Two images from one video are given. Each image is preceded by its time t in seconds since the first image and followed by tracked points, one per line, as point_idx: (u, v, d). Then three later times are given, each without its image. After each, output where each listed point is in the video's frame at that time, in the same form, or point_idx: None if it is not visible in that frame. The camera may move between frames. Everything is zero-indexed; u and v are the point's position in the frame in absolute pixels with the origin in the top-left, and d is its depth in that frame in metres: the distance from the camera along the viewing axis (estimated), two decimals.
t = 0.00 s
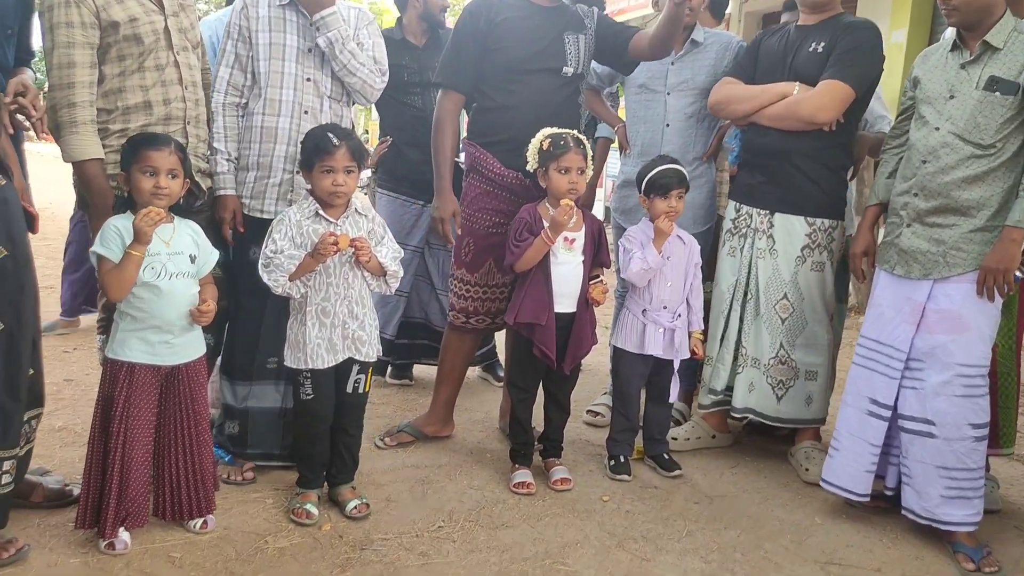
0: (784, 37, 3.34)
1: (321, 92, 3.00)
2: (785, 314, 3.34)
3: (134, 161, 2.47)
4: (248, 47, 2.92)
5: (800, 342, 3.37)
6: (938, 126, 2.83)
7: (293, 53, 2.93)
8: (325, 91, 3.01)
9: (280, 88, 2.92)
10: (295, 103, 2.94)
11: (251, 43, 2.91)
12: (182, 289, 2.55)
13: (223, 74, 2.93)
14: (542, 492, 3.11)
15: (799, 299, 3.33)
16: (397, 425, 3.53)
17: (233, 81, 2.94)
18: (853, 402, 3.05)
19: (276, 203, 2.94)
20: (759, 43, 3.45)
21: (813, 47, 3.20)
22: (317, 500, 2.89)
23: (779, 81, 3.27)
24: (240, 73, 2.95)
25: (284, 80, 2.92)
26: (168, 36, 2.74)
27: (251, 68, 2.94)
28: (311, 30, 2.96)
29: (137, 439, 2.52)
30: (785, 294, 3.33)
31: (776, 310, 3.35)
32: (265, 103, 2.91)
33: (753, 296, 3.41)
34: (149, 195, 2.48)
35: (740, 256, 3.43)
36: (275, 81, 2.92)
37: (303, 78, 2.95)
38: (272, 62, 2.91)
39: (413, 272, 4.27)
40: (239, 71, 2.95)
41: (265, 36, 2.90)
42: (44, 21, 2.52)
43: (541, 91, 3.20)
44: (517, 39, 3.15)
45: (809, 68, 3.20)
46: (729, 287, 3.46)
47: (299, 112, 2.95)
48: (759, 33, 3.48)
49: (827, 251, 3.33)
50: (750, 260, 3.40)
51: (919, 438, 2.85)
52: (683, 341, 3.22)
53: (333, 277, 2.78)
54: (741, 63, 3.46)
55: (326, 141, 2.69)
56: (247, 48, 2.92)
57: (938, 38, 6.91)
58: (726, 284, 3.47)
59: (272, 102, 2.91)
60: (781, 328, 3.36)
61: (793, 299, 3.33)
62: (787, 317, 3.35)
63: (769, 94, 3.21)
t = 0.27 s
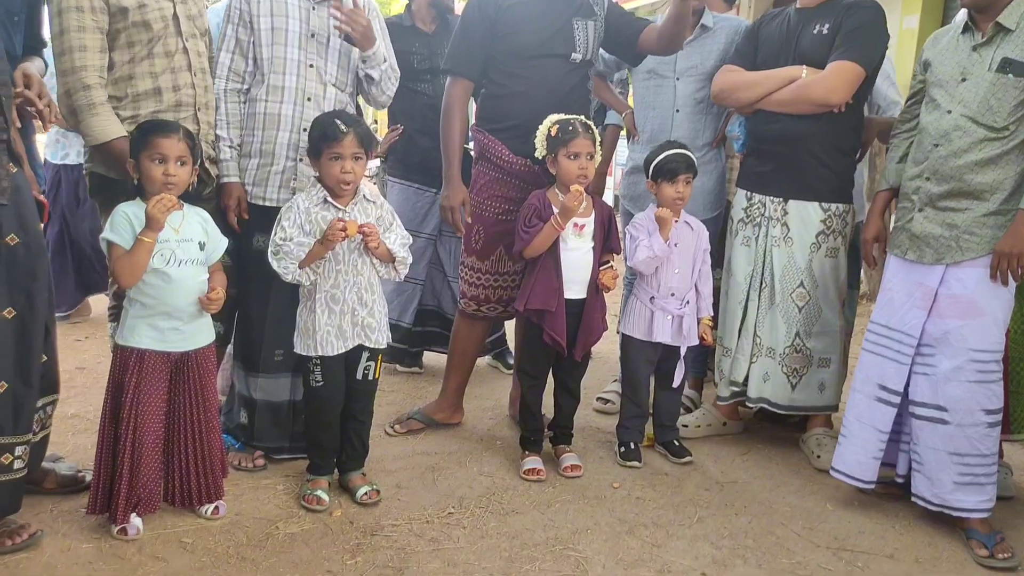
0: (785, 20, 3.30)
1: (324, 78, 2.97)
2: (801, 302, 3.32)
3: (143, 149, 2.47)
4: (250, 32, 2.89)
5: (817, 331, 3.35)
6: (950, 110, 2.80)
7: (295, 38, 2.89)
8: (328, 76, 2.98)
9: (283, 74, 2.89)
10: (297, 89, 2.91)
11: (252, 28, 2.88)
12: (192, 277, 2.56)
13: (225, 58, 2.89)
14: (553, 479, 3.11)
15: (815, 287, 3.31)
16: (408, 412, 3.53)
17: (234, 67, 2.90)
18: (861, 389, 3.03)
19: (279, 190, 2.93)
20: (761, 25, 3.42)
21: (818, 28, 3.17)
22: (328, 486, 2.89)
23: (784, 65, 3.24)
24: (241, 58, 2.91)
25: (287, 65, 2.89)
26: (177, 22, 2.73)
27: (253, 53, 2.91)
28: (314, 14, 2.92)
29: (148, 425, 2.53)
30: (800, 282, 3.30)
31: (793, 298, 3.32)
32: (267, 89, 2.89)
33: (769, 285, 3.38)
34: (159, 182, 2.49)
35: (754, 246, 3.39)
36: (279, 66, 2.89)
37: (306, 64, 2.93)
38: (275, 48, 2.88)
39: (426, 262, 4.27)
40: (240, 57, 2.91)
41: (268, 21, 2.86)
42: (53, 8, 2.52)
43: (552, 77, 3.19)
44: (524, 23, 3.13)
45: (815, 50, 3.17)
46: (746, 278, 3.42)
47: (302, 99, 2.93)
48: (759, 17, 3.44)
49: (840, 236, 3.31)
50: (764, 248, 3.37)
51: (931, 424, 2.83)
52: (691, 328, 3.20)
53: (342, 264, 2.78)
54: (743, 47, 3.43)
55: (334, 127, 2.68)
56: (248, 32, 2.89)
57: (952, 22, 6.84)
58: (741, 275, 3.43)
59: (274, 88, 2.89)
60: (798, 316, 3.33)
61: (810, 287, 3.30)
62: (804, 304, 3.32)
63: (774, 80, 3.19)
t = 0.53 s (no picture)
0: None
1: (348, 63, 2.98)
2: (827, 286, 3.28)
3: (170, 131, 2.50)
4: (276, 13, 2.89)
5: (844, 316, 3.30)
6: (983, 89, 2.75)
7: (321, 21, 2.90)
8: (352, 62, 2.99)
9: (309, 58, 2.90)
10: (321, 74, 2.92)
11: (278, 8, 2.88)
12: (219, 259, 2.58)
13: (251, 39, 2.89)
14: (577, 463, 3.10)
15: (842, 271, 3.27)
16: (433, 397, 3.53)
17: (258, 47, 2.91)
18: (891, 373, 2.96)
19: (300, 174, 2.95)
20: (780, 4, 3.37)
21: (846, 7, 3.13)
22: (354, 468, 2.91)
23: (810, 46, 3.21)
24: (266, 39, 2.91)
25: (312, 49, 2.90)
26: (204, 6, 2.76)
27: (278, 35, 2.91)
28: None
29: (176, 404, 2.56)
30: (827, 266, 3.26)
31: (818, 283, 3.29)
32: (291, 73, 2.91)
33: (795, 269, 3.33)
34: (186, 164, 2.51)
35: (780, 229, 3.35)
36: (303, 51, 2.90)
37: (331, 49, 2.93)
38: (301, 31, 2.89)
39: (453, 248, 4.28)
40: (264, 36, 2.92)
41: (293, 3, 2.87)
42: None
43: (574, 57, 3.17)
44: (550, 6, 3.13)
45: (843, 30, 3.14)
46: (772, 262, 3.37)
47: (326, 83, 2.93)
48: None
49: (868, 219, 3.26)
50: (790, 231, 3.33)
51: (962, 409, 2.77)
52: (717, 313, 3.16)
53: (367, 246, 2.78)
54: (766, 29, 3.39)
55: (357, 110, 2.68)
56: (273, 12, 2.89)
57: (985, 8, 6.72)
58: (768, 259, 3.38)
59: (299, 72, 2.90)
60: (824, 300, 3.30)
61: (836, 271, 3.26)
62: (830, 288, 3.28)
63: (803, 61, 3.15)
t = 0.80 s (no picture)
0: None
1: (379, 56, 2.98)
2: (862, 282, 3.24)
3: (206, 125, 2.49)
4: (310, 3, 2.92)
5: (878, 313, 3.25)
6: None
7: (352, 13, 2.90)
8: (382, 56, 2.99)
9: (338, 49, 2.91)
10: (351, 66, 2.94)
11: None
12: (254, 252, 2.59)
13: (282, 28, 2.91)
14: (609, 459, 3.07)
15: (879, 267, 3.22)
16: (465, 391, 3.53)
17: (292, 37, 2.92)
18: (931, 371, 2.88)
19: (327, 167, 2.96)
20: None
21: None
22: (387, 461, 2.91)
23: (848, 36, 3.15)
24: (298, 29, 2.93)
25: (342, 41, 2.91)
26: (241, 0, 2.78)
27: (308, 26, 2.93)
28: None
29: (211, 395, 2.57)
30: (862, 261, 3.22)
31: (853, 279, 3.24)
32: (321, 65, 2.93)
33: (828, 264, 3.28)
34: (221, 158, 2.51)
35: (814, 224, 3.28)
36: (333, 42, 2.91)
37: (361, 41, 2.93)
38: (332, 22, 2.90)
39: (487, 243, 4.28)
40: (297, 27, 2.93)
41: None
42: None
43: (608, 49, 3.14)
44: None
45: (883, 21, 3.08)
46: (804, 256, 3.30)
47: (356, 76, 2.95)
48: None
49: (906, 215, 3.21)
50: (827, 226, 3.27)
51: (1006, 408, 2.72)
52: (751, 309, 3.14)
53: (401, 239, 2.79)
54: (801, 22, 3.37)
55: (392, 105, 2.68)
56: (307, 4, 2.91)
57: None
58: (799, 254, 3.31)
59: (329, 63, 2.92)
60: (859, 297, 3.25)
61: (872, 267, 3.22)
62: (864, 285, 3.24)
63: (842, 52, 3.10)
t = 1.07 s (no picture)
0: None
1: (399, 59, 2.98)
2: (885, 284, 3.21)
3: (229, 126, 2.51)
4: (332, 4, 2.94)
5: (901, 314, 3.22)
6: None
7: (374, 15, 2.92)
8: (402, 58, 2.99)
9: (358, 51, 2.93)
10: (371, 68, 2.95)
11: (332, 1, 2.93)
12: (276, 252, 2.61)
13: (303, 29, 2.96)
14: (630, 461, 3.07)
15: (902, 268, 3.19)
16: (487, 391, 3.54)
17: (313, 38, 2.96)
18: (954, 374, 2.85)
19: (344, 167, 2.97)
20: None
21: None
22: (408, 461, 2.92)
23: (874, 35, 3.13)
24: (320, 31, 2.96)
25: (362, 43, 2.92)
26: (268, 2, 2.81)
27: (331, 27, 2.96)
28: None
29: (233, 393, 2.59)
30: (886, 262, 3.19)
31: (877, 281, 3.21)
32: (341, 67, 2.94)
33: (852, 264, 3.24)
34: (244, 159, 2.53)
35: (836, 224, 3.26)
36: (353, 44, 2.93)
37: (381, 43, 2.95)
38: (353, 24, 2.91)
39: (509, 243, 4.29)
40: (320, 28, 2.97)
41: None
42: None
43: (630, 48, 3.12)
44: None
45: (909, 19, 3.05)
46: (824, 257, 3.28)
47: (375, 78, 2.96)
48: None
49: (929, 217, 3.18)
50: (851, 228, 3.24)
51: None
52: (778, 311, 3.11)
53: (422, 239, 2.80)
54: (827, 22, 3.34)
55: (415, 107, 2.68)
56: (328, 6, 2.94)
57: None
58: (820, 254, 3.29)
59: (349, 66, 2.94)
60: (880, 298, 3.22)
61: (895, 268, 3.19)
62: (887, 286, 3.21)
63: (868, 49, 3.07)
